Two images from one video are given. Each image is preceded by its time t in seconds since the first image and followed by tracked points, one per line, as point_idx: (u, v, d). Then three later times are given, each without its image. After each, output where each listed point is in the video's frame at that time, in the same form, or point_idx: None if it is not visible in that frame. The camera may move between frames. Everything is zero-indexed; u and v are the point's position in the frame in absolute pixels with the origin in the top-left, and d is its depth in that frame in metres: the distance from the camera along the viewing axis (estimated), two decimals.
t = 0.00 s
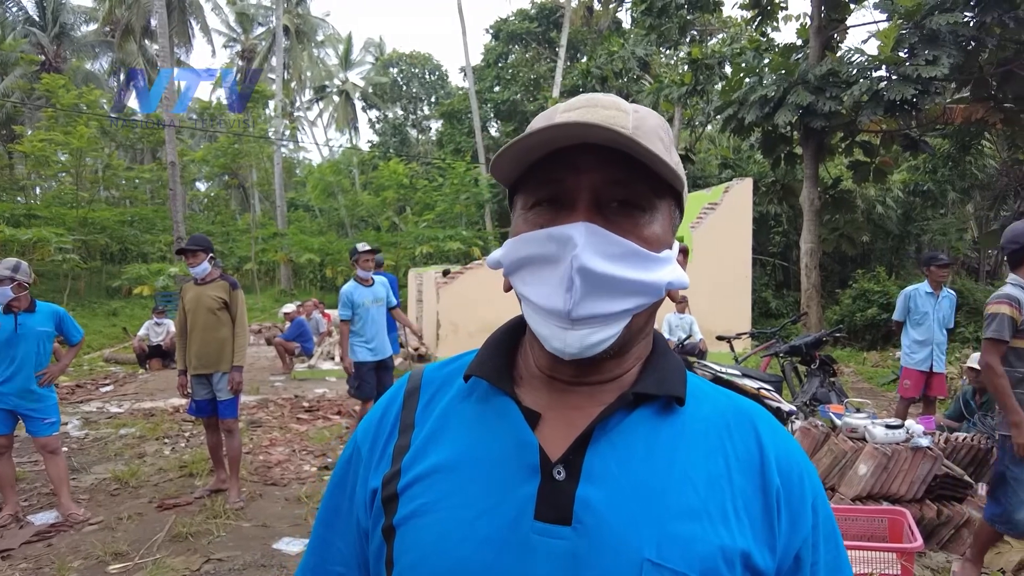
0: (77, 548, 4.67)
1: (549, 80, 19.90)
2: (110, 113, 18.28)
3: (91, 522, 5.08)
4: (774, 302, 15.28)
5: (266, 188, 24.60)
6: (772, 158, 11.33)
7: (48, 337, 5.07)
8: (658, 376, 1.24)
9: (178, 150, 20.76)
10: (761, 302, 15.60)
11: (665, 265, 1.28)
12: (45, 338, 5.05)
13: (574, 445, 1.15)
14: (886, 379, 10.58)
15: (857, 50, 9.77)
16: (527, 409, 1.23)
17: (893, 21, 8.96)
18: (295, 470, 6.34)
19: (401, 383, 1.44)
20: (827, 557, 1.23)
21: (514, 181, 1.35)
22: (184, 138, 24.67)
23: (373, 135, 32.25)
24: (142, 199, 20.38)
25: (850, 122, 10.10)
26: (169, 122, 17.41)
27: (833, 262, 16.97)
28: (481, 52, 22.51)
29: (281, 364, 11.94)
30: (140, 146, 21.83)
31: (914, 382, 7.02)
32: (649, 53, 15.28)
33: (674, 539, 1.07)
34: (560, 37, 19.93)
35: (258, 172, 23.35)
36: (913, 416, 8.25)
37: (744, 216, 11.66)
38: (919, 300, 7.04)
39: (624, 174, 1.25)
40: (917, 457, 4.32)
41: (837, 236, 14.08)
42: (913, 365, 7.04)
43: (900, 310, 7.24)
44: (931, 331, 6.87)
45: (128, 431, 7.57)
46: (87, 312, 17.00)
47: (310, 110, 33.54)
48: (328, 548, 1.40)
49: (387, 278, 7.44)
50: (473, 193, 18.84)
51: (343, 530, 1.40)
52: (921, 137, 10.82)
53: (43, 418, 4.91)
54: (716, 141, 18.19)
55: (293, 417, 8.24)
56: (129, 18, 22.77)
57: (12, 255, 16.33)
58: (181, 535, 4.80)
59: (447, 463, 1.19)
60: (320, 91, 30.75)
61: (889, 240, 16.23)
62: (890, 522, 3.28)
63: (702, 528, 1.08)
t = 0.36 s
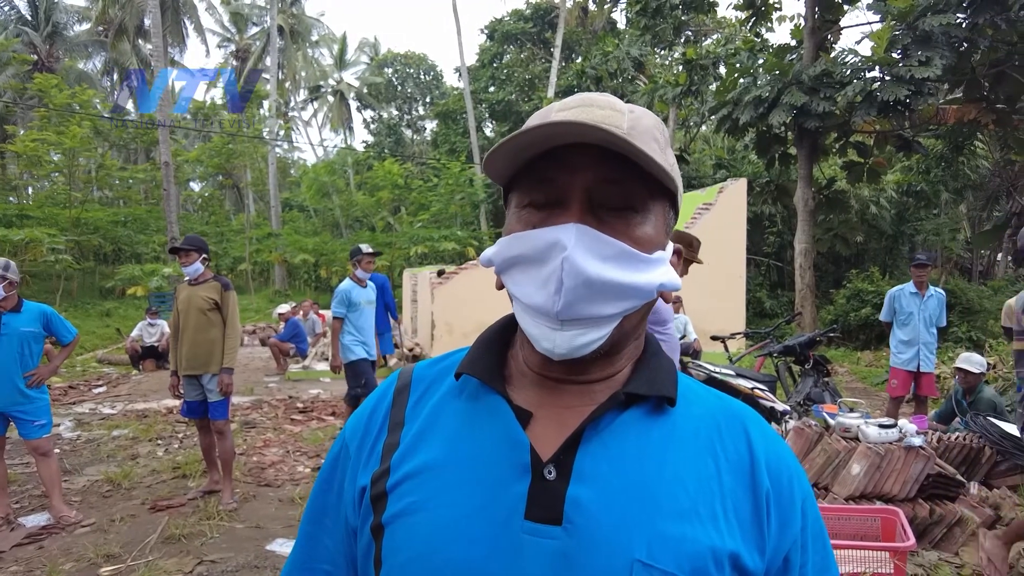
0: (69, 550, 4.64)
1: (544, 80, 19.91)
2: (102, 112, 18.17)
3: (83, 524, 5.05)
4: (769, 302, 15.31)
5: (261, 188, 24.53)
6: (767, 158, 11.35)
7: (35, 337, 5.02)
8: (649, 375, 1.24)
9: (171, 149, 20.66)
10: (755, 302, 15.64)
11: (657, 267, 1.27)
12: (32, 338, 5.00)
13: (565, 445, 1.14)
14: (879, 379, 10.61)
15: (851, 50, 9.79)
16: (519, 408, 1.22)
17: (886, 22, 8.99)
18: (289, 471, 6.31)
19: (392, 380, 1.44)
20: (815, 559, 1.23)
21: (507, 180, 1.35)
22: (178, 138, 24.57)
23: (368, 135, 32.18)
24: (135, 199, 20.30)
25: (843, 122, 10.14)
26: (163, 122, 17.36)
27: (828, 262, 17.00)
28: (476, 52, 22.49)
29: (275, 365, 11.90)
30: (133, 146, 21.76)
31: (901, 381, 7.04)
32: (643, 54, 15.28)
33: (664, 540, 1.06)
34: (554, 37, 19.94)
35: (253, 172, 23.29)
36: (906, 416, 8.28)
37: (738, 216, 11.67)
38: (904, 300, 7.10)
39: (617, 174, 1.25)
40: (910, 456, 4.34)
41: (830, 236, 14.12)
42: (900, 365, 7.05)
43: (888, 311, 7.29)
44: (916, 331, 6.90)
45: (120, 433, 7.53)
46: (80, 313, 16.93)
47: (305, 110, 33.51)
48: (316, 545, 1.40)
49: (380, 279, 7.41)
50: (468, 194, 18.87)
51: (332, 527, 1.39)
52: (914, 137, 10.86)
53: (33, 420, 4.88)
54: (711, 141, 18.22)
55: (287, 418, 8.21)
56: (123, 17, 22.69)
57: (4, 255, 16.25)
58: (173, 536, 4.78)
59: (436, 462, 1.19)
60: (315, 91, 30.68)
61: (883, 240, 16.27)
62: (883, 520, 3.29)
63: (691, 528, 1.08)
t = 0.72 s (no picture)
0: (61, 552, 4.62)
1: (539, 80, 19.93)
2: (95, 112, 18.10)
3: (76, 526, 5.02)
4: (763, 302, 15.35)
5: (255, 188, 24.45)
6: (761, 158, 11.39)
7: (24, 338, 5.00)
8: (639, 376, 1.23)
9: (166, 149, 20.58)
10: (750, 301, 15.68)
11: (635, 265, 1.26)
12: (21, 339, 4.98)
13: (556, 443, 1.14)
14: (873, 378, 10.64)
15: (845, 51, 9.82)
16: (510, 406, 1.22)
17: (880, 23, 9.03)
18: (283, 472, 6.30)
19: (385, 378, 1.43)
20: (804, 560, 1.23)
21: (496, 178, 1.38)
22: (173, 138, 24.51)
23: (364, 135, 32.13)
24: (129, 199, 20.23)
25: (837, 122, 10.19)
26: (157, 122, 17.33)
27: (822, 262, 17.04)
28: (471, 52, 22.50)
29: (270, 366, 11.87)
30: (127, 146, 21.66)
31: (886, 381, 7.06)
32: (638, 54, 15.29)
33: (653, 538, 1.06)
34: (549, 37, 19.94)
35: (247, 172, 23.22)
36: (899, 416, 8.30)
37: (732, 216, 11.71)
38: (884, 300, 7.15)
39: (595, 171, 1.25)
40: (903, 454, 4.36)
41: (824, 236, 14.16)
42: (884, 365, 7.08)
43: (870, 312, 7.34)
44: (898, 330, 6.95)
45: (114, 434, 7.50)
46: (73, 313, 16.86)
47: (300, 110, 33.45)
48: (308, 542, 1.39)
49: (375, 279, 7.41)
50: (464, 194, 18.80)
51: (323, 523, 1.38)
52: (908, 137, 10.90)
53: (24, 421, 4.85)
54: (705, 142, 18.25)
55: (282, 419, 8.18)
56: (116, 16, 22.59)
57: None
58: (167, 538, 4.76)
59: (425, 458, 1.19)
60: (310, 91, 30.63)
61: (877, 239, 16.31)
62: (877, 519, 3.28)
63: (680, 528, 1.08)
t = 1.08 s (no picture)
0: (53, 553, 4.60)
1: (534, 80, 19.94)
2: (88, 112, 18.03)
3: (68, 527, 5.00)
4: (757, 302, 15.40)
5: (250, 188, 24.41)
6: (755, 159, 11.42)
7: (18, 337, 4.98)
8: (623, 373, 1.23)
9: (160, 149, 20.51)
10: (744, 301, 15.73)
11: (610, 259, 1.24)
12: (16, 338, 4.96)
13: (539, 439, 1.14)
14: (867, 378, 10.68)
15: (838, 52, 9.85)
16: (496, 404, 1.22)
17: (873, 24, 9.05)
18: (277, 472, 6.28)
19: (375, 377, 1.43)
20: (790, 558, 1.23)
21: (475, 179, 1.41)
22: (167, 138, 24.48)
23: (358, 135, 32.13)
24: (123, 199, 20.19)
25: (831, 123, 10.32)
26: (150, 122, 17.30)
27: (816, 262, 17.08)
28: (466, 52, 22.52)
29: (264, 366, 11.84)
30: (121, 146, 21.59)
31: (870, 380, 7.09)
32: (633, 54, 15.31)
33: (634, 534, 1.06)
34: (544, 37, 19.96)
35: (241, 172, 23.16)
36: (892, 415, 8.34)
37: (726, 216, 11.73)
38: (865, 301, 7.20)
39: (566, 167, 1.25)
40: (895, 453, 4.37)
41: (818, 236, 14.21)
42: (868, 365, 7.09)
43: (852, 314, 7.37)
44: (879, 329, 6.98)
45: (107, 435, 7.46)
46: (66, 313, 16.81)
47: (294, 110, 33.39)
48: (298, 540, 1.39)
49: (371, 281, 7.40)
50: (459, 193, 18.76)
51: (313, 521, 1.38)
52: (901, 138, 10.95)
53: (18, 421, 4.83)
54: (700, 142, 18.30)
55: (276, 419, 8.16)
56: (109, 15, 22.49)
57: None
58: (160, 538, 4.74)
59: (411, 454, 1.19)
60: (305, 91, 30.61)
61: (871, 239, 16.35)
62: (868, 518, 3.30)
63: (662, 522, 1.08)
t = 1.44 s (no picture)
0: (46, 555, 4.58)
1: (529, 80, 19.91)
2: (82, 112, 17.97)
3: (61, 529, 4.99)
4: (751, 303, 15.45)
5: (244, 188, 24.34)
6: (749, 160, 11.47)
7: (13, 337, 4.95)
8: (610, 370, 1.24)
9: (154, 149, 20.41)
10: (738, 302, 15.78)
11: (584, 255, 1.25)
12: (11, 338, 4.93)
13: (529, 439, 1.15)
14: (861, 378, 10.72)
15: (832, 53, 9.89)
16: (487, 406, 1.22)
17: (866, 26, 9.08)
18: (272, 473, 6.27)
19: (369, 381, 1.44)
20: (788, 549, 1.23)
21: (455, 184, 1.43)
22: (161, 137, 24.38)
23: (353, 135, 32.09)
24: (116, 199, 20.11)
25: (824, 125, 10.32)
26: (145, 122, 17.27)
27: (810, 262, 17.13)
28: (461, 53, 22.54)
29: (259, 367, 11.81)
30: (114, 146, 21.50)
31: (862, 381, 7.12)
32: (628, 55, 15.32)
33: (625, 530, 1.07)
34: (540, 38, 19.99)
35: (236, 172, 23.09)
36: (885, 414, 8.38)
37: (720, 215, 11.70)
38: (857, 301, 7.23)
39: (536, 168, 1.26)
40: (888, 453, 4.39)
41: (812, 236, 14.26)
42: (860, 365, 7.13)
43: (844, 315, 7.39)
44: (871, 330, 7.00)
45: (100, 436, 7.42)
46: (59, 314, 16.72)
47: (289, 111, 33.32)
48: (299, 545, 1.39)
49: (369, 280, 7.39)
50: (454, 194, 18.71)
51: (314, 526, 1.39)
52: (894, 139, 11.01)
53: (16, 422, 4.81)
54: (695, 143, 18.33)
55: (270, 420, 8.15)
56: (103, 15, 22.43)
57: None
58: (155, 540, 4.73)
59: (404, 457, 1.20)
60: (299, 91, 30.55)
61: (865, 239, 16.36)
62: (861, 517, 3.34)
63: (653, 518, 1.09)
